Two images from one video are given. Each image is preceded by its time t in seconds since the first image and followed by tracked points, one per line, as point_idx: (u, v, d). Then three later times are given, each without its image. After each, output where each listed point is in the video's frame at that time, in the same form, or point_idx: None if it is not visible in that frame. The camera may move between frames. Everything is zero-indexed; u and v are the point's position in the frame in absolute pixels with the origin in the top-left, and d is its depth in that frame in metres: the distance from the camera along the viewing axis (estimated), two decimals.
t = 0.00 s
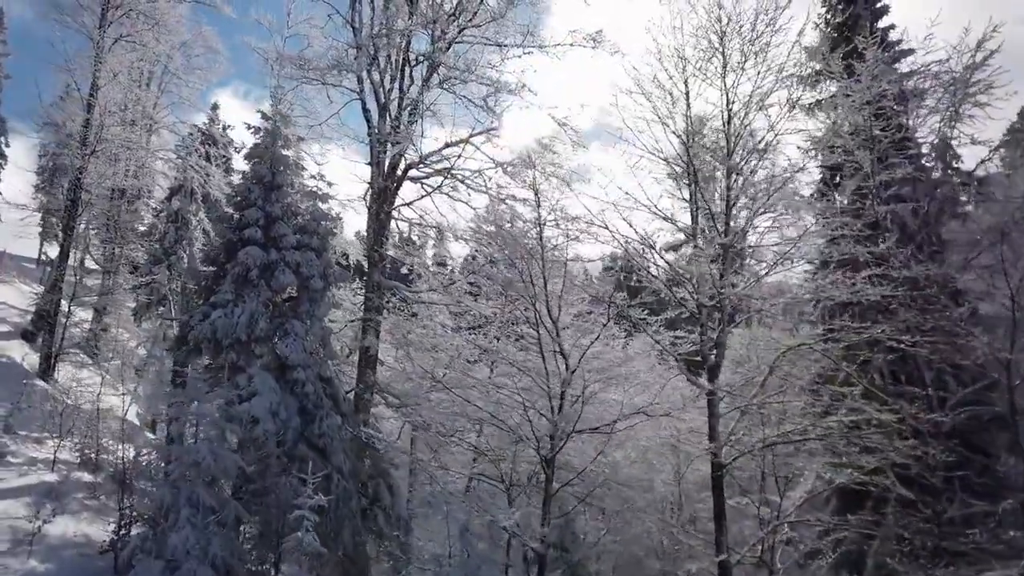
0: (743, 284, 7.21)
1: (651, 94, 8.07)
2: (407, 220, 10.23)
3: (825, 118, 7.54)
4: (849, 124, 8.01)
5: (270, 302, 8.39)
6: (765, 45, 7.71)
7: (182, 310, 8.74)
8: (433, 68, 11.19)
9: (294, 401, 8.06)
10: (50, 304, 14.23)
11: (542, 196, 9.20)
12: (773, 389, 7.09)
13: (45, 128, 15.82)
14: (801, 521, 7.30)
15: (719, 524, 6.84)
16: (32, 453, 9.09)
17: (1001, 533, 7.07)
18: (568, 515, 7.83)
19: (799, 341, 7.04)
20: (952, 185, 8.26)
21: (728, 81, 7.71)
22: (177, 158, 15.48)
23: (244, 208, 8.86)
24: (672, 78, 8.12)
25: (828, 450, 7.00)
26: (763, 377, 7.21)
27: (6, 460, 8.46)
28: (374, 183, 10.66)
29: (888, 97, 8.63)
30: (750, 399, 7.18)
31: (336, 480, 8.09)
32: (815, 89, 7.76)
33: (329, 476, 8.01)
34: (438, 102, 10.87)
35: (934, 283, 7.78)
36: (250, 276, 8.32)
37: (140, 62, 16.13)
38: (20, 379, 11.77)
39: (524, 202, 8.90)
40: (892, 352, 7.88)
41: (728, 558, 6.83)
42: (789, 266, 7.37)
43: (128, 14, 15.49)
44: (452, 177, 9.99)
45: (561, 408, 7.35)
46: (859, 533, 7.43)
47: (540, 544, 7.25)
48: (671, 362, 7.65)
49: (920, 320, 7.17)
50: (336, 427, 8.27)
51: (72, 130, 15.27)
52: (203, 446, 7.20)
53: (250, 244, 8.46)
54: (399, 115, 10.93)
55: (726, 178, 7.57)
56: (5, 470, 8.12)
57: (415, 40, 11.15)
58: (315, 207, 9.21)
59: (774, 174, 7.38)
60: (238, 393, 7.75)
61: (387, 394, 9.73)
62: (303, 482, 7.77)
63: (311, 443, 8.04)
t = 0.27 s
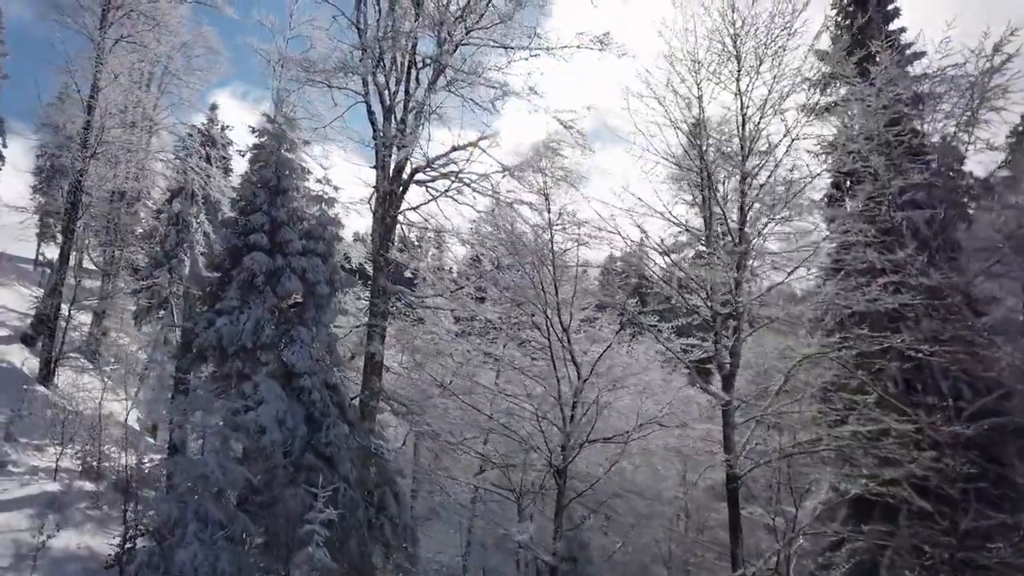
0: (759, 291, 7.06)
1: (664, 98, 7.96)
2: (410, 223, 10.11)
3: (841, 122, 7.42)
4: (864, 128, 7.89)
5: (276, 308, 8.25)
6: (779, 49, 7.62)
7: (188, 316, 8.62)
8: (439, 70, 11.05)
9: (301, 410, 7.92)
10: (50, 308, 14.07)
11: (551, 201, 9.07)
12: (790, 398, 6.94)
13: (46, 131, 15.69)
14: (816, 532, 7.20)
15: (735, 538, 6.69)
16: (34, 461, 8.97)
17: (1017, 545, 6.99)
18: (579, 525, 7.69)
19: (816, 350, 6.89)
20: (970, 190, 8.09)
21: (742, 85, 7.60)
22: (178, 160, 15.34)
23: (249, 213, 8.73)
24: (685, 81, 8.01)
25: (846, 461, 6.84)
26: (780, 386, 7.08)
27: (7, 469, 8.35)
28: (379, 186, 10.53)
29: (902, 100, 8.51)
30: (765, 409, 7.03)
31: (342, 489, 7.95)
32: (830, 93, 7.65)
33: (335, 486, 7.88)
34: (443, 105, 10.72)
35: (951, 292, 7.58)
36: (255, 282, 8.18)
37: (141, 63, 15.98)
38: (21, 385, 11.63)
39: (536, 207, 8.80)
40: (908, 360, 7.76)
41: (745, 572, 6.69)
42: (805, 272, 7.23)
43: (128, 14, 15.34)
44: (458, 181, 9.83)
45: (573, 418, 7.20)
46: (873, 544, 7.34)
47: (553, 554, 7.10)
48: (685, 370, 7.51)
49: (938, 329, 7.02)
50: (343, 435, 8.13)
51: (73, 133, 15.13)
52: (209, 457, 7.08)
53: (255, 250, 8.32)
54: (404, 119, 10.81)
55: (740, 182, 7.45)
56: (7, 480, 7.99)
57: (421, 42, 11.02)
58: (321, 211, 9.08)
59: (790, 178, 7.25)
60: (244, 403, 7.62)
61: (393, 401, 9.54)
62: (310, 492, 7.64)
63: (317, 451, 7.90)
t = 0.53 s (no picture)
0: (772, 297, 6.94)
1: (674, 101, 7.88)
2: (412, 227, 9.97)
3: (853, 126, 7.34)
4: (875, 132, 7.82)
5: (279, 313, 8.12)
6: (790, 52, 7.55)
7: (189, 322, 8.49)
8: (442, 71, 10.92)
9: (304, 417, 7.79)
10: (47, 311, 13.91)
11: (557, 205, 8.96)
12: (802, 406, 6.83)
13: (43, 131, 15.51)
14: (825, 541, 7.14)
15: (747, 548, 6.59)
16: (32, 469, 8.84)
17: None
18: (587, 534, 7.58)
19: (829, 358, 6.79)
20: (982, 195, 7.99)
21: (753, 88, 7.53)
22: (177, 161, 15.19)
23: (252, 217, 8.60)
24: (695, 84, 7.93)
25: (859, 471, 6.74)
26: (792, 394, 6.98)
27: (5, 477, 8.22)
28: (382, 189, 10.41)
29: (912, 104, 8.43)
30: (777, 417, 6.93)
31: (346, 498, 7.83)
32: (842, 96, 7.58)
33: (339, 494, 7.75)
34: (446, 106, 10.59)
35: (964, 299, 7.48)
36: (258, 287, 8.05)
37: (139, 63, 15.82)
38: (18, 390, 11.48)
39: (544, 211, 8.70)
40: (920, 367, 7.67)
41: None
42: (817, 278, 7.14)
43: (127, 14, 15.18)
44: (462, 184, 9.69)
45: (582, 426, 7.09)
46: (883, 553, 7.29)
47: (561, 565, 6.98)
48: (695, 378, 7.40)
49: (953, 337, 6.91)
50: (347, 443, 8.01)
51: (70, 134, 14.94)
52: (213, 467, 6.97)
53: (258, 254, 8.19)
54: (407, 121, 10.70)
55: (752, 187, 7.35)
56: (6, 489, 7.86)
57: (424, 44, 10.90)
58: (324, 215, 8.96)
59: (803, 183, 7.16)
60: (247, 410, 7.49)
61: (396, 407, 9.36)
62: (313, 501, 7.51)
63: (320, 459, 7.77)
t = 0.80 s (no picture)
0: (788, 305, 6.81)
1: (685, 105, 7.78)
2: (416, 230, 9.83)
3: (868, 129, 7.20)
4: (890, 136, 7.70)
5: (283, 319, 7.98)
6: (803, 55, 7.45)
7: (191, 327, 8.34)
8: (446, 72, 10.79)
9: (309, 424, 7.65)
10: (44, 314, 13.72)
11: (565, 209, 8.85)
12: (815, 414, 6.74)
13: (40, 132, 15.29)
14: (837, 549, 7.04)
15: (762, 559, 6.47)
16: (30, 476, 8.71)
17: None
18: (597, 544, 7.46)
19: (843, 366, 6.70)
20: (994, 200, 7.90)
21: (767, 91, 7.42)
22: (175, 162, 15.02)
23: (255, 220, 8.47)
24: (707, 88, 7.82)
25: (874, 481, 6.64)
26: (806, 403, 6.87)
27: (3, 486, 8.08)
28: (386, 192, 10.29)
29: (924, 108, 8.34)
30: (790, 425, 6.83)
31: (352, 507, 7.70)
32: (858, 99, 7.46)
33: (345, 503, 7.62)
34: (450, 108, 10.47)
35: (979, 305, 7.38)
36: (262, 292, 7.92)
37: (137, 63, 15.65)
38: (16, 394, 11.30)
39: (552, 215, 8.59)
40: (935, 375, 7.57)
41: None
42: (832, 285, 7.03)
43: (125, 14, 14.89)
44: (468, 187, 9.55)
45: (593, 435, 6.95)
46: (897, 563, 7.20)
47: None
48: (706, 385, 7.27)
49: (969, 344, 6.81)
50: (352, 451, 7.88)
51: (67, 134, 14.68)
52: (217, 477, 6.85)
53: (262, 259, 8.06)
54: (412, 123, 10.57)
55: (765, 191, 7.24)
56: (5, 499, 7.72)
57: (429, 45, 10.78)
58: (328, 219, 8.83)
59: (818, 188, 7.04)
60: (251, 418, 7.35)
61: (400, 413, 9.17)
62: (319, 510, 7.37)
63: (326, 467, 7.64)
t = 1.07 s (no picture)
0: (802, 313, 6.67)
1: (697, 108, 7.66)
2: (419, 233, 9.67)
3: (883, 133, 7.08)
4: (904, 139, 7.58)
5: (287, 325, 7.82)
6: (816, 58, 7.33)
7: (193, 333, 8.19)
8: (450, 72, 10.63)
9: (313, 432, 7.50)
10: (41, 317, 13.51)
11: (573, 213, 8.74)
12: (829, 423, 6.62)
13: (36, 132, 15.03)
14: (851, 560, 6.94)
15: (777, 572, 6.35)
16: (27, 484, 8.55)
17: None
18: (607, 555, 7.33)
19: (858, 374, 6.57)
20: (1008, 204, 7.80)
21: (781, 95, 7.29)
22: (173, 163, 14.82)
23: (258, 224, 8.32)
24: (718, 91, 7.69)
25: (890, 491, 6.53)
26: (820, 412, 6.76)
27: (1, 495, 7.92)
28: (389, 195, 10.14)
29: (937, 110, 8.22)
30: (805, 435, 6.71)
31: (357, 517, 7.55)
32: (872, 103, 7.34)
33: (350, 513, 7.47)
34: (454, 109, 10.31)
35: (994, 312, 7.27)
36: (265, 298, 7.76)
37: (134, 62, 15.41)
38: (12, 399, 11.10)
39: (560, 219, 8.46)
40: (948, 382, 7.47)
41: None
42: (848, 292, 6.90)
43: (121, 12, 14.63)
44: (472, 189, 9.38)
45: (605, 445, 6.80)
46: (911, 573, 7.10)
47: None
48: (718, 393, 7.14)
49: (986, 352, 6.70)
50: (357, 459, 7.73)
51: (64, 135, 14.38)
52: (220, 487, 6.69)
53: (265, 263, 7.90)
54: (415, 125, 10.42)
55: (779, 196, 7.11)
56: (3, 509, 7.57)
57: (432, 45, 10.63)
58: (332, 222, 8.67)
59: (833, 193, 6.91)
60: (255, 426, 7.20)
61: (404, 418, 9.01)
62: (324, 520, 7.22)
63: (330, 476, 7.48)
